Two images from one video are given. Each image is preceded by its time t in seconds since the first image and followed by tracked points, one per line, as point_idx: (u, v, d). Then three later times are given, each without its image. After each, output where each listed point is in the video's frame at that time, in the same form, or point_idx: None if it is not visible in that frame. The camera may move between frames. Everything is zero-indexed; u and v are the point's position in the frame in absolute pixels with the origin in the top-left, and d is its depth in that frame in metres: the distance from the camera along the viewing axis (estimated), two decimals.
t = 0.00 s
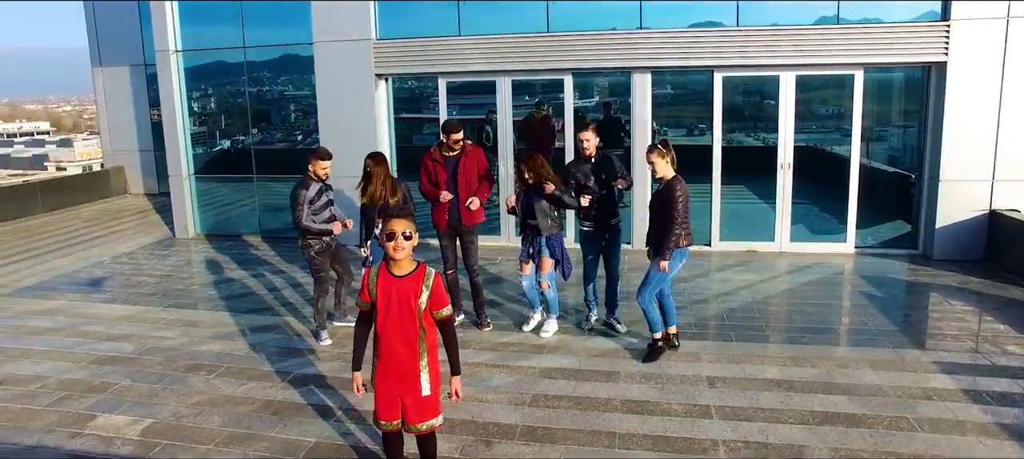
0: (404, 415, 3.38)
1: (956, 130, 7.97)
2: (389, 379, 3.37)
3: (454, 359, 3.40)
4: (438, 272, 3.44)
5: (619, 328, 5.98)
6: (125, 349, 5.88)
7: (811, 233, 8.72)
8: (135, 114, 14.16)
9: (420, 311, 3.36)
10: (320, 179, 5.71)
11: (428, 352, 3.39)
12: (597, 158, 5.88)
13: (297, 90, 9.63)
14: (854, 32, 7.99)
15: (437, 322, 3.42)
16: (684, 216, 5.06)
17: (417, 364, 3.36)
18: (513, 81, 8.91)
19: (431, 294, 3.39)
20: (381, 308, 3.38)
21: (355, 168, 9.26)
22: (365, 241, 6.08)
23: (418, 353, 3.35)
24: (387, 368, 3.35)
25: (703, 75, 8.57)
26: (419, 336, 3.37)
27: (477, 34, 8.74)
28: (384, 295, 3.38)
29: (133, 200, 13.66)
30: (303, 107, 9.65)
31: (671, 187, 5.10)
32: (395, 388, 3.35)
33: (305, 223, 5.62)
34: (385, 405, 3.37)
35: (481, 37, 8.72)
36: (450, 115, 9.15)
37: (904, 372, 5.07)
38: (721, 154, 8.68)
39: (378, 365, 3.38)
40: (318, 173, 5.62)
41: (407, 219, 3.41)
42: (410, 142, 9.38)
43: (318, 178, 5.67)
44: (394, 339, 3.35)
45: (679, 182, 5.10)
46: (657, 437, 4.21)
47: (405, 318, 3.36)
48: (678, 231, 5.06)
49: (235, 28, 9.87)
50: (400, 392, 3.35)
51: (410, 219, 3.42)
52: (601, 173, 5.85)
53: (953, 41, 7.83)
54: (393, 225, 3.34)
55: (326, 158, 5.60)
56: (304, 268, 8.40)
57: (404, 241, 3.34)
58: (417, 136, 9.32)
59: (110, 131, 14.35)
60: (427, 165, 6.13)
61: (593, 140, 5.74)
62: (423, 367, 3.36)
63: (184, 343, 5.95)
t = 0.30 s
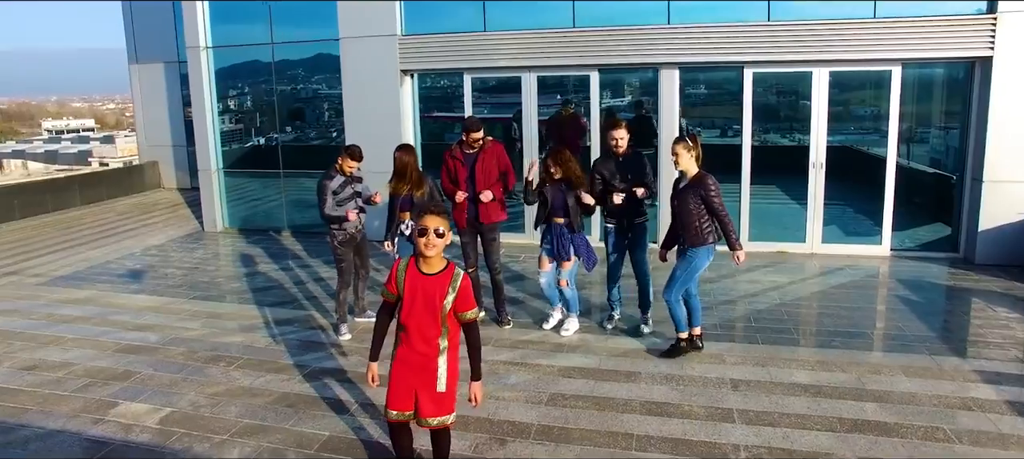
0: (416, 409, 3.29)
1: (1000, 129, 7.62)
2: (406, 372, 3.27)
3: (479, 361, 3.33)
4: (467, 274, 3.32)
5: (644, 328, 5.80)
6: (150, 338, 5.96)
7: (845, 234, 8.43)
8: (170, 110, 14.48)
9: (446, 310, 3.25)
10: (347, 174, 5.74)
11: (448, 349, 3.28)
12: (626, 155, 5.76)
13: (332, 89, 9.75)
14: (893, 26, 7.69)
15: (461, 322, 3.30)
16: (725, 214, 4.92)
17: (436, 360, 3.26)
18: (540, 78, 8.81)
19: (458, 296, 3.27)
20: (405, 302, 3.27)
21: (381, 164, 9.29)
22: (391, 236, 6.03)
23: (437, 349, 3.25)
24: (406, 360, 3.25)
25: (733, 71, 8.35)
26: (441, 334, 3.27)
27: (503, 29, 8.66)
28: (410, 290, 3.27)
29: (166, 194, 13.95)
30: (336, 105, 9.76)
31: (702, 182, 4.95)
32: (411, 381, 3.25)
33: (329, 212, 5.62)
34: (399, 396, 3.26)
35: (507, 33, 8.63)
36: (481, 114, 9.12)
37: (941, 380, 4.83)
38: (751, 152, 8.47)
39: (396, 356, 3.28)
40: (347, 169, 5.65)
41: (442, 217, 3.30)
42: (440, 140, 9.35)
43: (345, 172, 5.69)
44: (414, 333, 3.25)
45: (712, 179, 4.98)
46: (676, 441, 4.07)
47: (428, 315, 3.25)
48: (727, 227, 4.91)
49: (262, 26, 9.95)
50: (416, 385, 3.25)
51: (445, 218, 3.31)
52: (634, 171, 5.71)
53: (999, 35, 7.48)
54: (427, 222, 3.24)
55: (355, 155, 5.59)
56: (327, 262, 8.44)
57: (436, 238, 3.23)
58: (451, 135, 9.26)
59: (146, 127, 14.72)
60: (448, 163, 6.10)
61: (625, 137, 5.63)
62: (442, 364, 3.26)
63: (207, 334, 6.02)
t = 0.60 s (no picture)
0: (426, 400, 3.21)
1: None
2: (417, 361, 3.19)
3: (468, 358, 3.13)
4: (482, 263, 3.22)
5: (664, 326, 5.67)
6: (168, 328, 6.01)
7: (873, 233, 8.19)
8: (194, 106, 14.69)
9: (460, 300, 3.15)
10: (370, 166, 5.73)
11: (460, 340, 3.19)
12: (659, 148, 5.61)
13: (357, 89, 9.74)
14: (925, 18, 7.45)
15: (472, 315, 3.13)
16: (747, 211, 4.75)
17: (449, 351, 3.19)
18: (560, 72, 8.73)
19: (472, 285, 3.16)
20: (419, 292, 3.17)
21: (399, 159, 9.27)
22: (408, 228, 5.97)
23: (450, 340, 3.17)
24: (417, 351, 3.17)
25: (757, 66, 8.17)
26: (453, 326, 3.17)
27: (522, 24, 8.59)
28: (425, 279, 3.17)
29: (190, 189, 14.13)
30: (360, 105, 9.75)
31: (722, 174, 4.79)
32: (422, 371, 3.17)
33: (346, 198, 5.63)
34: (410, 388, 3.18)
35: (527, 27, 8.57)
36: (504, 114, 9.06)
37: (974, 384, 4.63)
38: (774, 150, 8.27)
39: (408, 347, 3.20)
40: (370, 162, 5.64)
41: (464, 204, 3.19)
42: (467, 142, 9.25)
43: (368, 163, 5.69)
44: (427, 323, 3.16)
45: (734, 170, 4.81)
46: (693, 439, 3.96)
47: (441, 305, 3.16)
48: (747, 224, 4.74)
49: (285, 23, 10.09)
50: (427, 376, 3.18)
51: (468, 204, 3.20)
52: (664, 166, 5.54)
53: None
54: (451, 208, 3.12)
55: (380, 149, 5.55)
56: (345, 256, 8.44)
57: (459, 227, 3.12)
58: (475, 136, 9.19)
59: (171, 122, 14.97)
60: (467, 154, 6.07)
61: (659, 129, 5.51)
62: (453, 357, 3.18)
63: (224, 325, 6.04)
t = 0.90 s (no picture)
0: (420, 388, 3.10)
1: None
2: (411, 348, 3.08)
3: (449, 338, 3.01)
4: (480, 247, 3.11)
5: (679, 321, 5.50)
6: (175, 318, 5.98)
7: (895, 231, 7.94)
8: (210, 100, 14.76)
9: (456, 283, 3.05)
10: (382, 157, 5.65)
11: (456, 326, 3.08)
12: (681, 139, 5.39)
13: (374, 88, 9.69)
14: (951, 7, 7.21)
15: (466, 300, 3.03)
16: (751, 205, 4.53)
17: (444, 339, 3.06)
18: (574, 64, 8.58)
19: (467, 268, 3.05)
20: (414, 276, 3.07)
21: (411, 152, 9.20)
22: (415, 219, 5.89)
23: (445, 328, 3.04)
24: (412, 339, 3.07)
25: (775, 57, 7.97)
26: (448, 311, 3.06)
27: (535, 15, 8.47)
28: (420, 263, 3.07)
29: (205, 183, 14.20)
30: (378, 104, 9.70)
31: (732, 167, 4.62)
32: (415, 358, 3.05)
33: (356, 186, 5.56)
34: (403, 377, 3.08)
35: (540, 18, 8.45)
36: (522, 112, 8.94)
37: (1002, 384, 4.42)
38: (793, 147, 8.07)
39: (402, 334, 3.10)
40: (383, 152, 5.55)
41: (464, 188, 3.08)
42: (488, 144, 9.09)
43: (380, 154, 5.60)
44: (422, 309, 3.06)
45: (744, 164, 4.62)
46: (705, 435, 3.81)
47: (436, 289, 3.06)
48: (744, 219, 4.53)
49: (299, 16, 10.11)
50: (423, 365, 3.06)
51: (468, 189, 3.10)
52: (681, 157, 5.36)
53: None
54: (450, 193, 3.02)
55: (393, 140, 5.46)
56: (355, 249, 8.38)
57: (457, 211, 3.02)
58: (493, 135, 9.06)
59: (187, 116, 15.04)
60: (478, 141, 5.90)
61: (682, 119, 5.29)
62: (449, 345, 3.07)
63: (231, 315, 6.00)
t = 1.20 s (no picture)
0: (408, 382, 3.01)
1: None
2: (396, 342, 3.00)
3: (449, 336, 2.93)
4: (457, 230, 2.98)
5: (685, 314, 5.39)
6: (173, 309, 5.92)
7: (908, 227, 7.75)
8: (216, 96, 14.79)
9: (435, 272, 2.93)
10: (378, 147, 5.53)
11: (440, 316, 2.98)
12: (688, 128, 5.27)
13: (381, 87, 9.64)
14: None
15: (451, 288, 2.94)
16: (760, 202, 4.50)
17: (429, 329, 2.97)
18: (580, 56, 8.46)
19: (446, 254, 2.94)
20: (392, 266, 2.97)
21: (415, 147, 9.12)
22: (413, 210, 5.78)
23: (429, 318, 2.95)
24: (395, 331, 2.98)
25: (784, 49, 7.82)
26: (432, 300, 2.95)
27: (540, 7, 8.37)
28: (396, 252, 2.96)
29: (210, 179, 14.19)
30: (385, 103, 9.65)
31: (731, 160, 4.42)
32: (401, 352, 2.97)
33: (353, 179, 5.46)
34: (390, 371, 3.00)
35: (545, 9, 8.34)
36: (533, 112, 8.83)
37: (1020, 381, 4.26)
38: (803, 145, 7.91)
39: (385, 327, 3.02)
40: (379, 141, 5.44)
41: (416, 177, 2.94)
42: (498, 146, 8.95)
43: (376, 144, 5.48)
44: (405, 300, 2.96)
45: (740, 154, 4.41)
46: (710, 431, 3.69)
47: (417, 279, 2.95)
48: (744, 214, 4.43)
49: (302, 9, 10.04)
50: (409, 357, 2.97)
51: (423, 176, 2.95)
52: (685, 147, 5.24)
53: None
54: (404, 186, 2.94)
55: (389, 129, 5.37)
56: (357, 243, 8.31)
57: (413, 203, 2.91)
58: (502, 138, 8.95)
59: (194, 111, 15.08)
60: (483, 131, 5.79)
61: (689, 107, 5.23)
62: (435, 336, 2.96)
63: (230, 307, 5.93)
